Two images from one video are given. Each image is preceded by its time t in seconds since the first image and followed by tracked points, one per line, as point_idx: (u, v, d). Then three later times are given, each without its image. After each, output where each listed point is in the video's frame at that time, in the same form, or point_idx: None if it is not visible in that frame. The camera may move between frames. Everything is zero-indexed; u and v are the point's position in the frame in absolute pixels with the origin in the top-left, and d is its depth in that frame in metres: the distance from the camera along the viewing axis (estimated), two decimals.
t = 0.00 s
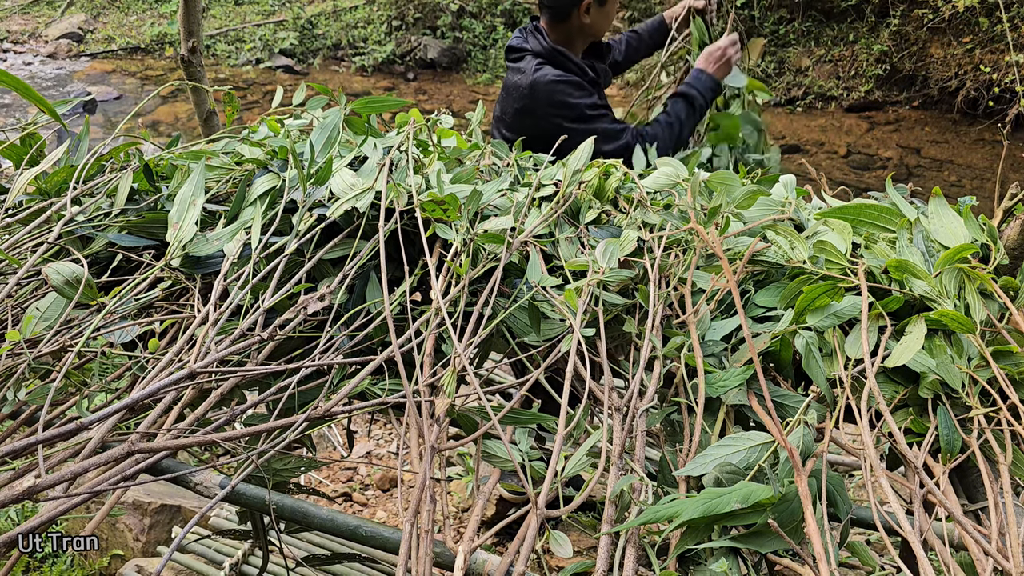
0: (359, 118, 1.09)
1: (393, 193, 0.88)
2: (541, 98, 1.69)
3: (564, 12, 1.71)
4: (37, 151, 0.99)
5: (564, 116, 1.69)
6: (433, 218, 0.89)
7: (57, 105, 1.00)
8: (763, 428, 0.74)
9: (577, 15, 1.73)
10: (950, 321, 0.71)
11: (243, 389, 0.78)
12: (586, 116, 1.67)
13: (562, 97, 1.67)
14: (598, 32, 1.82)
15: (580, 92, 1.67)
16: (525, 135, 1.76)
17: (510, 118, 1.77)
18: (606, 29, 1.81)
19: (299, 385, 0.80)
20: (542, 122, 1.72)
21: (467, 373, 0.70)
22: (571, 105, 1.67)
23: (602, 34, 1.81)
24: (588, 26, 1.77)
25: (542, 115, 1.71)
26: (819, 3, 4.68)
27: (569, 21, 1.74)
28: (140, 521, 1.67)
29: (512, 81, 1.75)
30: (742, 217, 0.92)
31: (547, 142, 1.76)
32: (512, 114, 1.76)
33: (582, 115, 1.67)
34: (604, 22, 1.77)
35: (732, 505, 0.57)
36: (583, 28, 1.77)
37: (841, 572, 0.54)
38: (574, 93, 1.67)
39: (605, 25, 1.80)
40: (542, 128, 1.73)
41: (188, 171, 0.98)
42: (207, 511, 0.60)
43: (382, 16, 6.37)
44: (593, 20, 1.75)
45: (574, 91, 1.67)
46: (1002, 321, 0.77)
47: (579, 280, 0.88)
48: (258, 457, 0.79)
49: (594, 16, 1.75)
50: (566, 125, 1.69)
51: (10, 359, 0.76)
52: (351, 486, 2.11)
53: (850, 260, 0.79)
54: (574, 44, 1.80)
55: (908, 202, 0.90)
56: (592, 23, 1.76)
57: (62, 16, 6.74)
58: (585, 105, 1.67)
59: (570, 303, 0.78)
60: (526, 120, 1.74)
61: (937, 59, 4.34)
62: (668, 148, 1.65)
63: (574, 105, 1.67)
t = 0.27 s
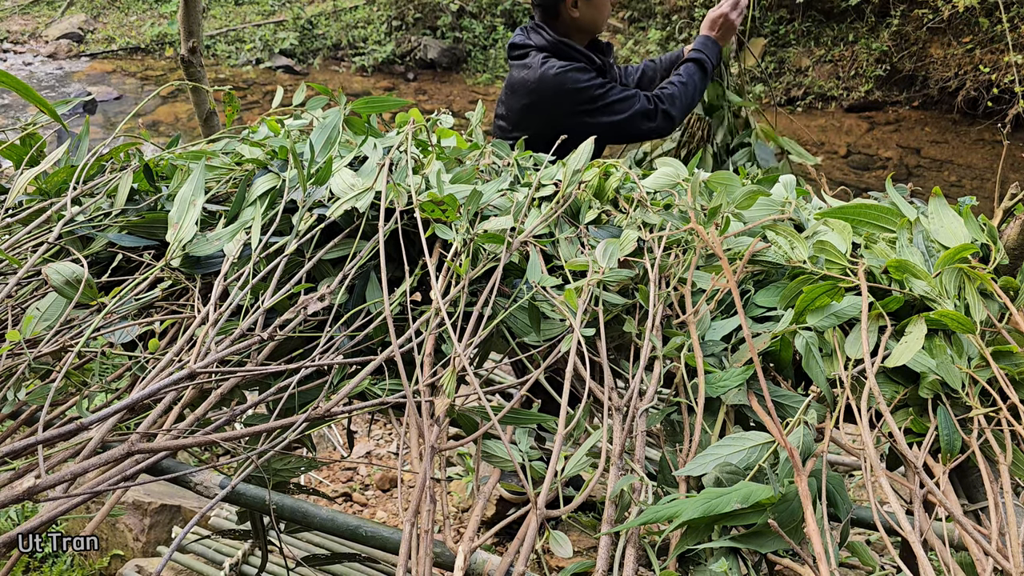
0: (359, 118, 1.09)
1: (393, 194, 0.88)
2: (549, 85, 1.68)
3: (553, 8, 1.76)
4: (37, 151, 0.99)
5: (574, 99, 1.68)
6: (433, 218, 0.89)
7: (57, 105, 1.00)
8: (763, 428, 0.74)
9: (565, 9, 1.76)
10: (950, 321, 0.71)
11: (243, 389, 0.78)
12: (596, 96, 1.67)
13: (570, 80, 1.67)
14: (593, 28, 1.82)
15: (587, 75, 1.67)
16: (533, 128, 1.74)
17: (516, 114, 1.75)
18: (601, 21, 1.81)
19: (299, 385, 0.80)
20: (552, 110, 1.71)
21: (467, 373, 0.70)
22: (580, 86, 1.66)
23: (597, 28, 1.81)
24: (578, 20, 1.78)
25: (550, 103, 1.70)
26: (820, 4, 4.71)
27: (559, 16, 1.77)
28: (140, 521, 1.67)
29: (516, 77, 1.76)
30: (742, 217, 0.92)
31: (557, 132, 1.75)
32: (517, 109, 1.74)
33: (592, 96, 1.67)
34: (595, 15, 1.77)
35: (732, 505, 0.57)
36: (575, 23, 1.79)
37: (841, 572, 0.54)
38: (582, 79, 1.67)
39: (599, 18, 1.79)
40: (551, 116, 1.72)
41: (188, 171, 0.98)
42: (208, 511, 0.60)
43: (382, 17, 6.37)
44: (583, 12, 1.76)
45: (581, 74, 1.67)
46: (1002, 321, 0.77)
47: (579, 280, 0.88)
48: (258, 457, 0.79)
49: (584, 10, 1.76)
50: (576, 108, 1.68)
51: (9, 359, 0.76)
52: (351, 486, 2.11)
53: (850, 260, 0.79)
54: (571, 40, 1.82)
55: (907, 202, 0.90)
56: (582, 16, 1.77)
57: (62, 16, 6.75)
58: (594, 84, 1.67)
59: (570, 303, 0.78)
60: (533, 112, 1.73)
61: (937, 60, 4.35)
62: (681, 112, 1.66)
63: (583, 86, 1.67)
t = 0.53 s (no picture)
0: (359, 118, 1.09)
1: (393, 194, 0.88)
2: (543, 84, 1.70)
3: (548, 6, 1.77)
4: (38, 151, 0.99)
5: (567, 98, 1.69)
6: (433, 218, 0.89)
7: (57, 105, 1.00)
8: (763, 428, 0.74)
9: (560, 6, 1.76)
10: (950, 321, 0.71)
11: (243, 389, 0.78)
12: (589, 95, 1.68)
13: (563, 79, 1.68)
14: (590, 25, 1.81)
15: (580, 74, 1.68)
16: (529, 126, 1.76)
17: (512, 112, 1.77)
18: (598, 16, 1.80)
19: (299, 385, 0.80)
20: (546, 108, 1.72)
21: (467, 373, 0.70)
22: (573, 85, 1.67)
23: (594, 24, 1.80)
24: (573, 16, 1.78)
25: (545, 101, 1.71)
26: (820, 4, 4.71)
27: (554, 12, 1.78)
28: (140, 521, 1.67)
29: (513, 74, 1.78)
30: (742, 217, 0.92)
31: (553, 131, 1.76)
32: (513, 108, 1.77)
33: (586, 95, 1.68)
34: (591, 11, 1.77)
35: (732, 505, 0.57)
36: (571, 19, 1.79)
37: (841, 572, 0.54)
38: (574, 77, 1.68)
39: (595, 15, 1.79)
40: (546, 115, 1.73)
41: (188, 171, 0.98)
42: (208, 511, 0.60)
43: (382, 17, 6.37)
44: (577, 8, 1.76)
45: (575, 73, 1.68)
46: (1002, 321, 0.77)
47: (579, 280, 0.88)
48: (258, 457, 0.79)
49: (579, 6, 1.76)
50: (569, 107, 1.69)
51: (10, 359, 0.76)
52: (351, 486, 2.11)
53: (850, 260, 0.79)
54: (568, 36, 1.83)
55: (907, 203, 0.90)
56: (577, 12, 1.77)
57: (62, 16, 6.75)
58: (588, 83, 1.68)
59: (570, 303, 0.78)
60: (529, 110, 1.74)
61: (937, 59, 4.35)
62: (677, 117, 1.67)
63: (576, 85, 1.67)
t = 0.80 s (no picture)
0: (359, 118, 1.09)
1: (393, 194, 0.88)
2: (541, 85, 1.69)
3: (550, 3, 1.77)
4: (38, 150, 0.99)
5: (563, 100, 1.69)
6: (433, 218, 0.89)
7: (57, 105, 1.00)
8: (763, 428, 0.74)
9: (562, 3, 1.76)
10: (950, 321, 0.71)
11: (243, 389, 0.78)
12: (586, 99, 1.67)
13: (562, 81, 1.67)
14: (591, 24, 1.81)
15: (579, 77, 1.68)
16: (526, 127, 1.76)
17: (511, 111, 1.77)
18: (600, 14, 1.79)
19: (299, 385, 0.80)
20: (543, 110, 1.72)
21: (467, 373, 0.70)
22: (570, 88, 1.67)
23: (595, 24, 1.79)
24: (574, 14, 1.77)
25: (542, 102, 1.71)
26: (820, 4, 4.70)
27: (555, 10, 1.78)
28: (140, 521, 1.67)
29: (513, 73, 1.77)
30: (742, 217, 0.92)
31: (549, 133, 1.76)
32: (512, 106, 1.76)
33: (582, 98, 1.68)
34: (593, 10, 1.75)
35: (732, 505, 0.57)
36: (573, 17, 1.78)
37: (841, 572, 0.54)
38: (572, 80, 1.67)
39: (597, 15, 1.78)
40: (542, 116, 1.73)
41: (188, 171, 0.98)
42: (208, 511, 0.60)
43: (382, 17, 6.37)
44: (579, 6, 1.75)
45: (574, 75, 1.67)
46: (1002, 321, 0.77)
47: (579, 280, 0.88)
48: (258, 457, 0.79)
49: (581, 4, 1.75)
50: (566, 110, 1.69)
51: (9, 359, 0.76)
52: (351, 486, 2.11)
53: (850, 260, 0.79)
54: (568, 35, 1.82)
55: (907, 203, 0.90)
56: (579, 10, 1.76)
57: (61, 16, 6.75)
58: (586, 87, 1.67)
59: (569, 303, 0.77)
60: (527, 111, 1.74)
61: (937, 59, 4.35)
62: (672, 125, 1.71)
63: (574, 88, 1.67)
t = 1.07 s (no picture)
0: (359, 118, 1.09)
1: (393, 194, 0.88)
2: (533, 80, 1.70)
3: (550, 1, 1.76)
4: (37, 150, 0.99)
5: (555, 95, 1.69)
6: (433, 218, 0.89)
7: (57, 105, 1.00)
8: (763, 428, 0.74)
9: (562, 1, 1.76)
10: (950, 321, 0.71)
11: (243, 389, 0.78)
12: (578, 93, 1.67)
13: (553, 76, 1.68)
14: (589, 25, 1.81)
15: (571, 72, 1.68)
16: (521, 124, 1.77)
17: (506, 109, 1.78)
18: (599, 16, 1.79)
19: (299, 385, 0.80)
20: (536, 106, 1.72)
21: (467, 373, 0.70)
22: (562, 82, 1.67)
23: (594, 25, 1.80)
24: (574, 13, 1.77)
25: (535, 98, 1.71)
26: (820, 4, 4.70)
27: (555, 9, 1.78)
28: (140, 521, 1.67)
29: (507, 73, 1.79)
30: (742, 217, 0.92)
31: (543, 130, 1.75)
32: (507, 104, 1.78)
33: (575, 93, 1.67)
34: (592, 11, 1.76)
35: (733, 505, 0.57)
36: (572, 16, 1.78)
37: (841, 572, 0.54)
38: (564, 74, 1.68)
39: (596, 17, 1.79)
40: (535, 113, 1.73)
41: (188, 171, 0.98)
42: (207, 511, 0.60)
43: (382, 17, 6.37)
44: (578, 6, 1.75)
45: (566, 70, 1.68)
46: (1002, 321, 0.77)
47: (579, 280, 0.89)
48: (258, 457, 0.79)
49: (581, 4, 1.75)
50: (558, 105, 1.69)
51: (9, 359, 0.76)
52: (351, 486, 2.11)
53: (850, 260, 0.79)
54: (565, 34, 1.83)
55: (908, 203, 0.90)
56: (578, 10, 1.76)
57: (62, 16, 6.74)
58: (578, 81, 1.67)
59: (569, 303, 0.77)
60: (521, 107, 1.75)
61: (937, 59, 4.34)
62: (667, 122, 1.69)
63: (566, 82, 1.67)
